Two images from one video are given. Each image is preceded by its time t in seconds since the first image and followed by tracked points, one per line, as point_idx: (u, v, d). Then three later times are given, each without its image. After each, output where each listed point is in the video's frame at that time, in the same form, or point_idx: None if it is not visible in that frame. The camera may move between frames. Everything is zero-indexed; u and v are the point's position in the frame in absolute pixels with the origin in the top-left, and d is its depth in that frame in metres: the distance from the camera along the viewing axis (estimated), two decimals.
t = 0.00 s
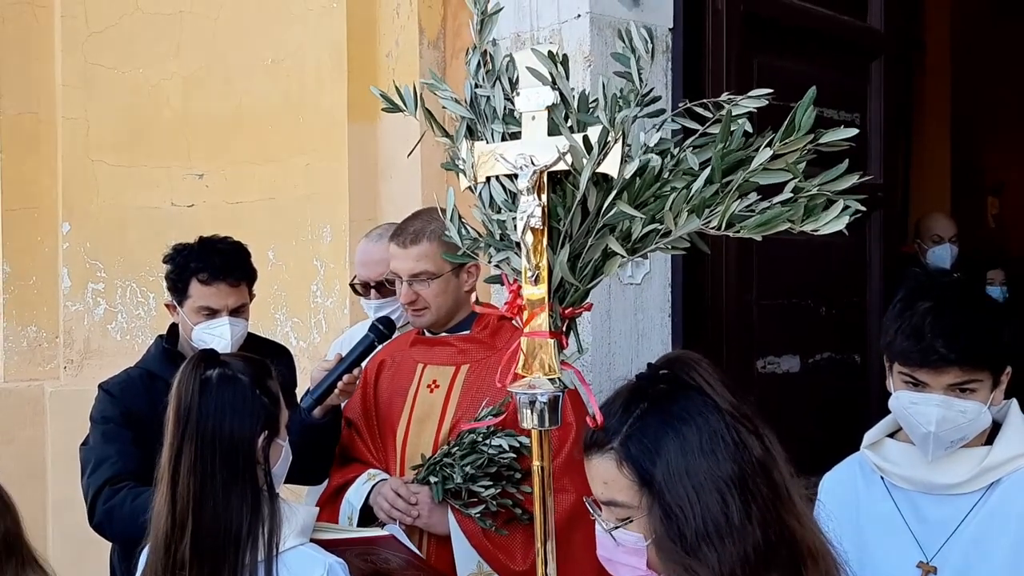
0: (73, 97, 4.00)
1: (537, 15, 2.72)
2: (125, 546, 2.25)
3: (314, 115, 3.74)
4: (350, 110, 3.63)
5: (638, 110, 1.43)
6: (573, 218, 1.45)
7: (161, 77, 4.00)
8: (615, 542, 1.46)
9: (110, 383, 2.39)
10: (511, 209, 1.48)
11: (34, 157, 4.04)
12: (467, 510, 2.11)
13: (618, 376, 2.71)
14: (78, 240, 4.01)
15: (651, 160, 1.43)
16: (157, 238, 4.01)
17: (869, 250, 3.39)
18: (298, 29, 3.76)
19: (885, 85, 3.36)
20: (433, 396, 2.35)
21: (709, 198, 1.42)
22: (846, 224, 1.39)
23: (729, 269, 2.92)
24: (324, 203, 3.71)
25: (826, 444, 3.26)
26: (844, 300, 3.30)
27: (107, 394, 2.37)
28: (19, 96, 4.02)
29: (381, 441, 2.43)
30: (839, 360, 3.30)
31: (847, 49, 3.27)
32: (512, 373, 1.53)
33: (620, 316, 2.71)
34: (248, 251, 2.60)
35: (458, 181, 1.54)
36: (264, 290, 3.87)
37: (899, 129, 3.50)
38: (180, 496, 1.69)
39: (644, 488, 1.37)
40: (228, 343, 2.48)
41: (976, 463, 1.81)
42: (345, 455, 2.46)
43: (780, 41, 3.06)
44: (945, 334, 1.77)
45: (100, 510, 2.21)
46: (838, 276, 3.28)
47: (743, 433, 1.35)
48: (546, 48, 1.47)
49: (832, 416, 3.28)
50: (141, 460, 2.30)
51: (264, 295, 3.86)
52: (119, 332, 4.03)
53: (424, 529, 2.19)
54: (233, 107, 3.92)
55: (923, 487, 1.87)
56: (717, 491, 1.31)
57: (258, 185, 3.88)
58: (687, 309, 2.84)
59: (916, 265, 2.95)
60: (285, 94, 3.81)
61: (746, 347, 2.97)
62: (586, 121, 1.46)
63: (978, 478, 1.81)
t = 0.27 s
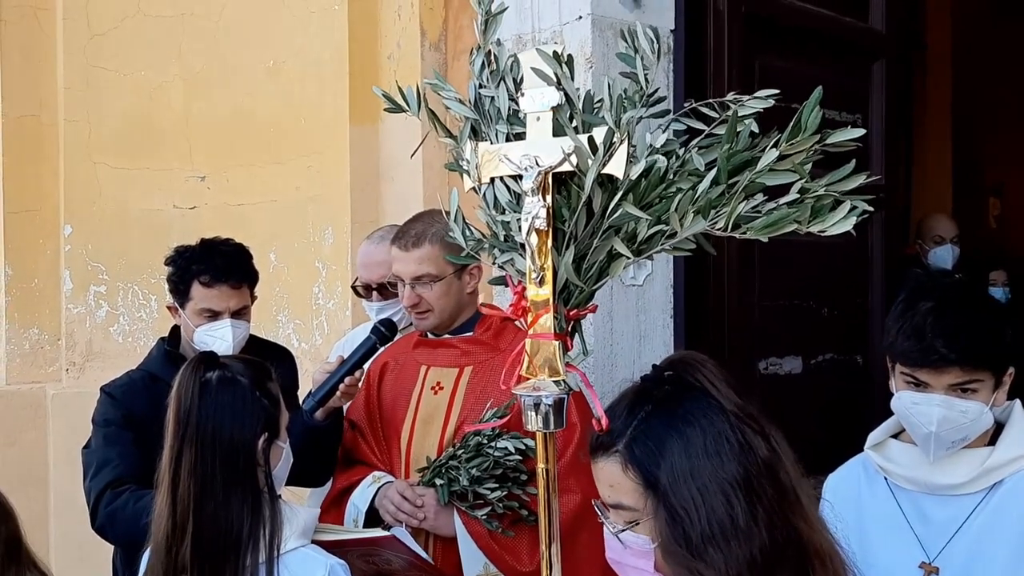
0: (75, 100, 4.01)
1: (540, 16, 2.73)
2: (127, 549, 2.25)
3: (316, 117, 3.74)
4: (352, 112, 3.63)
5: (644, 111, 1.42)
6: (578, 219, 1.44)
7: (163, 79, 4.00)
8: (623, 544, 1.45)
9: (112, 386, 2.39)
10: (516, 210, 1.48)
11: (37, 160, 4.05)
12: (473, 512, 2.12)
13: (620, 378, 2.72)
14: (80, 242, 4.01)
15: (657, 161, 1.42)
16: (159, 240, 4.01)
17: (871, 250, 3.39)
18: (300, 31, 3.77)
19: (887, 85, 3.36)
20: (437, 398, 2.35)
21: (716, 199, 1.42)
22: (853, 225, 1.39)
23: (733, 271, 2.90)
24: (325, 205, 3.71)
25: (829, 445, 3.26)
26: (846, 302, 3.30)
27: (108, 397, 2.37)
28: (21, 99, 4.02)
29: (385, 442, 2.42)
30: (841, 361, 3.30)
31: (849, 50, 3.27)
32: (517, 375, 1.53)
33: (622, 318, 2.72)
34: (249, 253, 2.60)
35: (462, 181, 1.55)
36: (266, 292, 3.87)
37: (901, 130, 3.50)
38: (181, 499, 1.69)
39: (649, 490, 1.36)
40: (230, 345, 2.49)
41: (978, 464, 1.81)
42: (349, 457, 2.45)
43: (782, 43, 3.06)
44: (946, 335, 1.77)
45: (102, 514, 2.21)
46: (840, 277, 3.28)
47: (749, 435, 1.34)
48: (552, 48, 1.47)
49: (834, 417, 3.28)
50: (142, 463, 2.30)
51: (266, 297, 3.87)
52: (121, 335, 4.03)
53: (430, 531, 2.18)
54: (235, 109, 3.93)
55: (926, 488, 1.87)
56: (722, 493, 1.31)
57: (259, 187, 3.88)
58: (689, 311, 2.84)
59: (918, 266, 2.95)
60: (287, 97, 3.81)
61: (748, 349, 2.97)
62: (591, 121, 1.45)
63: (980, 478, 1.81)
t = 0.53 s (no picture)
0: (76, 102, 4.02)
1: (540, 17, 2.72)
2: (128, 551, 2.25)
3: (317, 118, 3.74)
4: (353, 113, 3.63)
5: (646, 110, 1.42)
6: (579, 220, 1.44)
7: (164, 81, 4.00)
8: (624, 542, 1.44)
9: (113, 388, 2.39)
10: (516, 210, 1.48)
11: (37, 161, 4.03)
12: (476, 513, 2.12)
13: (621, 378, 2.71)
14: (81, 244, 4.01)
15: (663, 162, 1.42)
16: (160, 242, 4.01)
17: (874, 250, 3.38)
18: (300, 32, 3.76)
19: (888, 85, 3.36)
20: (440, 399, 2.35)
21: (720, 200, 1.41)
22: (860, 230, 1.39)
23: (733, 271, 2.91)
24: (326, 206, 3.71)
25: (831, 446, 3.25)
26: (848, 302, 3.29)
27: (109, 398, 2.37)
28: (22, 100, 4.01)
29: (389, 443, 2.41)
30: (843, 361, 3.29)
31: (850, 49, 3.27)
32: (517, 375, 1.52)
33: (624, 318, 2.71)
34: (250, 254, 2.59)
35: (461, 181, 1.54)
36: (267, 293, 3.87)
37: (902, 130, 3.49)
38: (181, 500, 1.69)
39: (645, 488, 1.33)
40: (230, 346, 2.49)
41: (982, 464, 1.81)
42: (353, 457, 2.44)
43: (783, 42, 3.05)
44: (948, 334, 1.77)
45: (102, 515, 2.21)
46: (842, 277, 3.27)
47: (747, 432, 1.31)
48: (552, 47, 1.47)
49: (836, 417, 3.27)
50: (143, 464, 2.30)
51: (267, 298, 3.87)
52: (122, 336, 4.03)
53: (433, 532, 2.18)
54: (235, 110, 3.93)
55: (929, 488, 1.86)
56: (717, 490, 1.27)
57: (260, 188, 3.88)
58: (691, 311, 2.84)
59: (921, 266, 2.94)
60: (287, 97, 3.81)
61: (750, 349, 2.97)
62: (592, 120, 1.44)
63: (984, 478, 1.80)
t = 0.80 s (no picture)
0: (76, 103, 4.02)
1: (540, 17, 2.72)
2: (128, 552, 2.25)
3: (317, 119, 3.74)
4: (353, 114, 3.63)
5: (643, 108, 1.42)
6: (579, 220, 1.44)
7: (164, 82, 4.01)
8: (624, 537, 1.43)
9: (113, 388, 2.39)
10: (516, 210, 1.47)
11: (37, 163, 4.03)
12: (478, 514, 2.12)
13: (622, 379, 2.71)
14: (82, 245, 4.01)
15: (659, 161, 1.42)
16: (161, 243, 4.01)
17: (874, 250, 3.38)
18: (301, 32, 3.76)
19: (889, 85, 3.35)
20: (444, 399, 2.35)
21: (717, 199, 1.41)
22: (856, 224, 1.38)
23: (734, 272, 2.90)
24: (327, 207, 3.71)
25: (831, 446, 3.25)
26: (849, 302, 3.29)
27: (109, 399, 2.37)
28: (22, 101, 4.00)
29: (392, 444, 2.41)
30: (844, 361, 3.28)
31: (850, 49, 3.27)
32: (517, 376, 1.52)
33: (623, 318, 2.71)
34: (250, 255, 2.59)
35: (461, 182, 1.54)
36: (267, 294, 3.87)
37: (903, 130, 3.49)
38: (181, 503, 1.69)
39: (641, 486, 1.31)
40: (231, 347, 2.48)
41: (984, 464, 1.81)
42: (356, 458, 2.43)
43: (783, 42, 3.05)
44: (951, 334, 1.76)
45: (102, 517, 2.20)
46: (843, 277, 3.27)
47: (744, 431, 1.28)
48: (551, 47, 1.47)
49: (837, 417, 3.27)
50: (143, 466, 2.30)
51: (267, 299, 3.87)
52: (122, 337, 4.03)
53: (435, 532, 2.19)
54: (235, 111, 3.93)
55: (930, 488, 1.86)
56: (709, 490, 1.25)
57: (261, 189, 3.88)
58: (691, 312, 2.83)
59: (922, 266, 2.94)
60: (288, 98, 3.81)
61: (751, 349, 2.97)
62: (591, 120, 1.45)
63: (985, 478, 1.80)
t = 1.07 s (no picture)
0: (77, 104, 3.98)
1: (540, 19, 2.72)
2: (128, 554, 2.25)
3: (318, 120, 3.74)
4: (353, 115, 3.63)
5: (643, 112, 1.41)
6: (578, 221, 1.44)
7: (165, 84, 4.01)
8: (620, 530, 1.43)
9: (114, 391, 2.39)
10: (515, 212, 1.47)
11: (38, 166, 4.00)
12: (484, 517, 2.11)
13: (622, 380, 2.70)
14: (83, 247, 4.00)
15: (656, 164, 1.43)
16: (161, 246, 4.05)
17: (875, 251, 3.37)
18: (301, 34, 3.77)
19: (889, 86, 3.35)
20: (453, 401, 2.35)
21: (716, 202, 1.41)
22: (854, 231, 1.39)
23: (734, 273, 2.90)
24: (327, 209, 3.71)
25: (832, 447, 3.25)
26: (849, 303, 3.29)
27: (110, 402, 2.37)
28: (23, 103, 3.97)
29: (402, 444, 2.41)
30: (844, 362, 3.28)
31: (850, 50, 3.26)
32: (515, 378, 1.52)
33: (623, 319, 2.71)
34: (250, 257, 2.59)
35: (463, 184, 1.54)
36: (268, 295, 3.87)
37: (903, 131, 3.49)
38: (181, 505, 1.69)
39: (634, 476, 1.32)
40: (231, 349, 2.48)
41: (984, 465, 1.81)
42: (366, 458, 2.44)
43: (783, 43, 3.05)
44: (953, 335, 1.76)
45: (103, 519, 2.21)
46: (843, 278, 3.27)
47: (742, 439, 1.26)
48: (550, 49, 1.47)
49: (838, 418, 3.27)
50: (143, 468, 2.30)
51: (267, 300, 3.87)
52: (123, 339, 4.06)
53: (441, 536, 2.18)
54: (236, 114, 3.94)
55: (930, 489, 1.86)
56: (699, 492, 1.24)
57: (261, 191, 3.89)
58: (692, 314, 2.83)
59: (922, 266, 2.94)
60: (288, 100, 3.82)
61: (751, 350, 2.97)
62: (591, 122, 1.45)
63: (986, 480, 1.80)
